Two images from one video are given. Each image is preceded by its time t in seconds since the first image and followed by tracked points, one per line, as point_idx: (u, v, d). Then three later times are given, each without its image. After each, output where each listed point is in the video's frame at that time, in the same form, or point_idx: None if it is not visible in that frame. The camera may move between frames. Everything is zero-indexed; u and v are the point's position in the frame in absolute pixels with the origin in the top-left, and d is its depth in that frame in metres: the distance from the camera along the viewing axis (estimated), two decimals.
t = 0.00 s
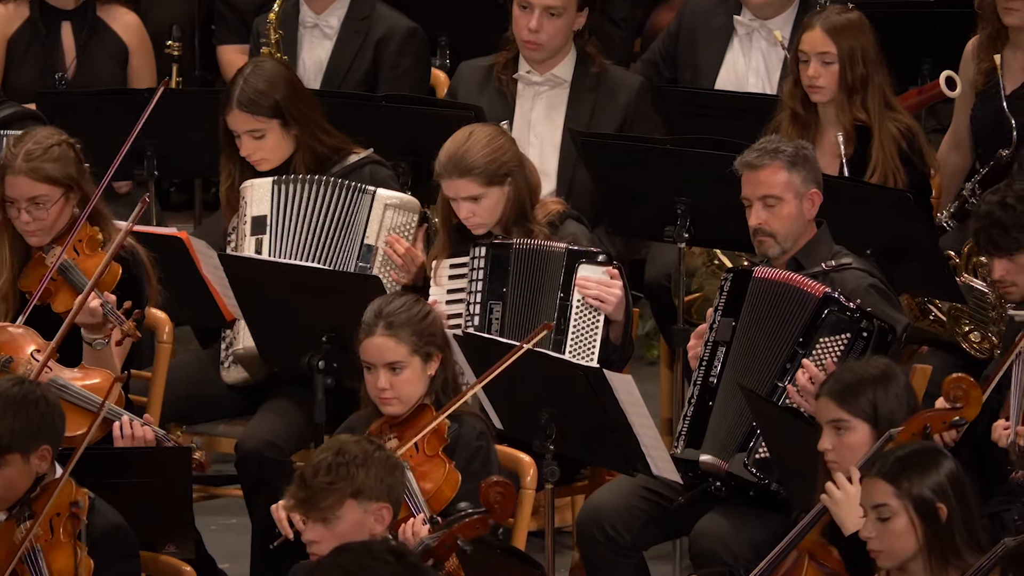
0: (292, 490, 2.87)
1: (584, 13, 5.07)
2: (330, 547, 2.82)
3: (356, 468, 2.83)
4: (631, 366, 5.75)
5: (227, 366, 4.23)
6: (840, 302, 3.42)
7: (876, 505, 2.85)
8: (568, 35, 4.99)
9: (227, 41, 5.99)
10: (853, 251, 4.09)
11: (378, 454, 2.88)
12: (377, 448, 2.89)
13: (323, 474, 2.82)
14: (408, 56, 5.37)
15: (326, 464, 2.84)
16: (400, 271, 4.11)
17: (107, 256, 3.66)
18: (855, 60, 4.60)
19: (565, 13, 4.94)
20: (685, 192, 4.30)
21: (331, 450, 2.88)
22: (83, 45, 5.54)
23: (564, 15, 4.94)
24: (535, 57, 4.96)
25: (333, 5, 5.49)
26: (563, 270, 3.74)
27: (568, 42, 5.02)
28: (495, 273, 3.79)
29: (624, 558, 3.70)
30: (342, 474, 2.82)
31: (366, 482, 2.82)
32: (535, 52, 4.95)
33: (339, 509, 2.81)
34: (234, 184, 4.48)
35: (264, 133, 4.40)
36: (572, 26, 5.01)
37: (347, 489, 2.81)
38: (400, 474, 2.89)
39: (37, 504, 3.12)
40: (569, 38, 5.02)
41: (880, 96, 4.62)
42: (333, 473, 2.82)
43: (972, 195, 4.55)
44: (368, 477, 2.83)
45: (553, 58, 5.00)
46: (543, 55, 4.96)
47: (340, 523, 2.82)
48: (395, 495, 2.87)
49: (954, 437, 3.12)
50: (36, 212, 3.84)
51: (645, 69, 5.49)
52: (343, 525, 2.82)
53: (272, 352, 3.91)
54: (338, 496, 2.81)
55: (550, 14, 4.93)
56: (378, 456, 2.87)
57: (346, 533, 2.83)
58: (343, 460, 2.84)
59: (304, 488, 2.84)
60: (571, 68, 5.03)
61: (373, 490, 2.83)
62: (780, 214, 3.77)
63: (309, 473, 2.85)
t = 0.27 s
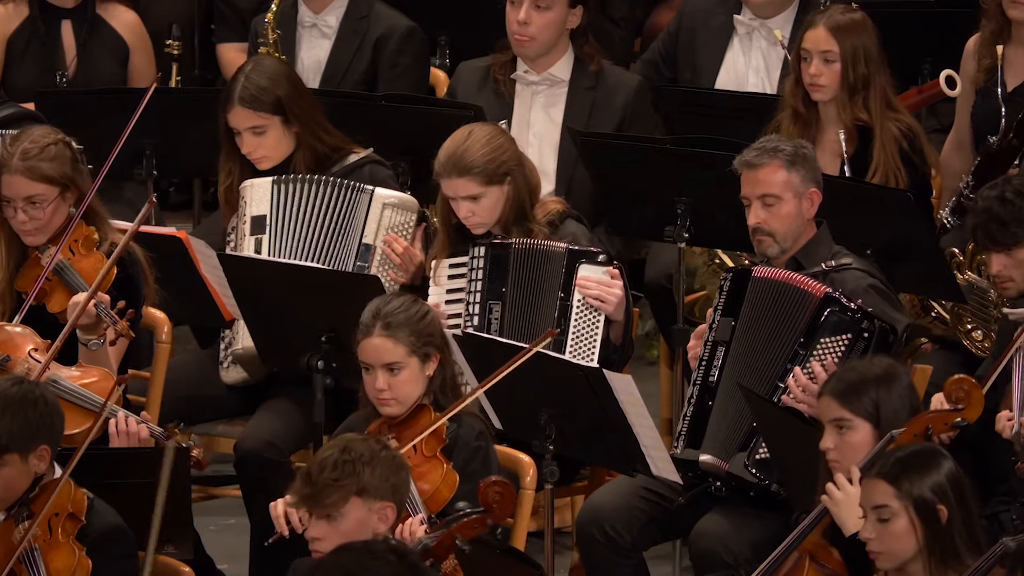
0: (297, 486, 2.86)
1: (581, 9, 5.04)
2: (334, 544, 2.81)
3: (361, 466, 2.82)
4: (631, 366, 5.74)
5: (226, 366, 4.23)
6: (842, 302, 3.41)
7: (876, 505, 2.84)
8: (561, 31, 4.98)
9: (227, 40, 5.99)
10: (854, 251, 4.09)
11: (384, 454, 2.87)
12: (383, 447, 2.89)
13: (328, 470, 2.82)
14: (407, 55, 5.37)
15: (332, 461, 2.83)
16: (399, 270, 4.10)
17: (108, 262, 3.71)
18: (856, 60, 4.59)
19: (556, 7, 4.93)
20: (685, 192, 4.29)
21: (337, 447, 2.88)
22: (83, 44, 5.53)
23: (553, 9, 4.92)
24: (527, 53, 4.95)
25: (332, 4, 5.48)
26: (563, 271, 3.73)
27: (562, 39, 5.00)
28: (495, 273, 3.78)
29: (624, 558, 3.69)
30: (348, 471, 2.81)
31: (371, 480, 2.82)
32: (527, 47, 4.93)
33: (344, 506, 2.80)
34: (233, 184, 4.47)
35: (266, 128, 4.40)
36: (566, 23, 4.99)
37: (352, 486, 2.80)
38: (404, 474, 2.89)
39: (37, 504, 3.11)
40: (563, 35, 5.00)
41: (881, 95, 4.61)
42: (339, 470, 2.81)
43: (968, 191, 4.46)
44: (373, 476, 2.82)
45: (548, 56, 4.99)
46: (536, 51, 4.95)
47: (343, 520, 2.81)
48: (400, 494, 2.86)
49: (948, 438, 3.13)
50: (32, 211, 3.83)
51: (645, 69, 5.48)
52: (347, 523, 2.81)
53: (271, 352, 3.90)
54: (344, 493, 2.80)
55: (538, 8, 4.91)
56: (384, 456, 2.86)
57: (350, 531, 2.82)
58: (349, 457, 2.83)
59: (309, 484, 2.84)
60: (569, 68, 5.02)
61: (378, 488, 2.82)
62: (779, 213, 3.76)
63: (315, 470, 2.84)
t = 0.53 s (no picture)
0: (304, 482, 2.84)
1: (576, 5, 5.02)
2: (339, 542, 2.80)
3: (370, 464, 2.82)
4: (631, 367, 5.73)
5: (225, 366, 4.22)
6: (843, 303, 3.40)
7: (879, 501, 2.85)
8: (556, 28, 4.97)
9: (227, 39, 5.98)
10: (854, 250, 4.08)
11: (391, 454, 2.87)
12: (389, 448, 2.88)
13: (337, 468, 2.80)
14: (407, 55, 5.36)
15: (341, 459, 2.82)
16: (397, 269, 4.09)
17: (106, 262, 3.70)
18: (857, 59, 4.59)
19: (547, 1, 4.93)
20: (685, 191, 4.28)
21: (344, 447, 2.87)
22: (83, 44, 5.52)
23: (545, 5, 4.93)
24: (523, 51, 4.95)
25: (331, 3, 5.47)
26: (564, 271, 3.73)
27: (558, 37, 5.00)
28: (495, 273, 3.77)
29: (624, 558, 3.69)
30: (357, 470, 2.80)
31: (379, 480, 2.81)
32: (524, 46, 4.93)
33: (351, 505, 2.80)
34: (233, 184, 4.46)
35: (270, 122, 4.40)
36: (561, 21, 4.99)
37: (360, 484, 2.79)
38: (411, 475, 2.89)
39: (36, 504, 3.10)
40: (559, 33, 4.99)
41: (881, 94, 4.60)
42: (347, 468, 2.80)
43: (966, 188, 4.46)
44: (382, 475, 2.82)
45: (545, 55, 4.99)
46: (532, 49, 4.94)
47: (350, 519, 2.80)
48: (405, 494, 2.86)
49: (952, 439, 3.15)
50: (30, 212, 3.82)
51: (645, 68, 5.48)
52: (353, 522, 2.80)
53: (271, 351, 3.90)
54: (352, 490, 2.79)
55: (529, 6, 4.92)
56: (391, 456, 2.86)
57: (355, 530, 2.81)
58: (357, 456, 2.83)
59: (317, 481, 2.81)
60: (568, 67, 5.02)
61: (385, 488, 2.82)
62: (778, 212, 3.76)
63: (322, 467, 2.82)
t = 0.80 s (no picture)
0: (308, 479, 2.84)
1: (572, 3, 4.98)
2: (340, 541, 2.80)
3: (374, 464, 2.82)
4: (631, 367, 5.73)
5: (224, 366, 4.22)
6: (847, 305, 3.39)
7: (880, 501, 2.87)
8: (553, 28, 4.96)
9: (226, 38, 5.98)
10: (854, 250, 4.08)
11: (395, 455, 2.87)
12: (394, 449, 2.88)
13: (341, 467, 2.80)
14: (406, 54, 5.35)
15: (344, 458, 2.82)
16: (395, 269, 4.09)
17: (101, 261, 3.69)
18: (856, 59, 4.58)
19: (541, 3, 4.92)
20: (685, 191, 4.28)
21: (346, 445, 2.86)
22: (83, 43, 5.52)
23: (539, 6, 4.92)
24: (522, 56, 4.95)
25: (330, 3, 5.47)
26: (565, 272, 3.71)
27: (556, 36, 4.99)
28: (495, 274, 3.76)
29: (624, 559, 3.68)
30: (360, 469, 2.80)
31: (382, 479, 2.81)
32: (520, 51, 4.94)
33: (354, 503, 2.79)
34: (232, 184, 4.46)
35: (272, 118, 4.41)
36: (557, 19, 4.97)
37: (363, 484, 2.79)
38: (413, 475, 2.89)
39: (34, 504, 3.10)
40: (557, 32, 4.98)
41: (881, 94, 4.60)
42: (351, 467, 2.80)
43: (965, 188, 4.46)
44: (384, 475, 2.82)
45: (544, 57, 4.99)
46: (530, 54, 4.94)
47: (351, 518, 2.79)
48: (408, 495, 2.86)
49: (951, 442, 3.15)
50: (24, 214, 3.81)
51: (644, 68, 5.47)
52: (355, 521, 2.80)
53: (270, 351, 3.89)
54: (355, 489, 2.78)
55: (523, 8, 4.92)
56: (395, 457, 2.86)
57: (357, 529, 2.81)
58: (362, 455, 2.83)
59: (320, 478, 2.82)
60: (567, 68, 5.02)
61: (387, 488, 2.82)
62: (780, 213, 3.75)
63: (327, 466, 2.82)
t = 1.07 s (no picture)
0: (311, 472, 2.84)
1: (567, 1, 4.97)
2: (339, 536, 2.79)
3: (378, 463, 2.81)
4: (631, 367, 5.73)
5: (224, 367, 4.22)
6: (849, 308, 3.39)
7: (894, 499, 2.92)
8: (549, 27, 4.95)
9: (226, 39, 5.97)
10: (855, 250, 4.07)
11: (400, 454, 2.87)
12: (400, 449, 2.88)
13: (345, 461, 2.80)
14: (406, 54, 5.35)
15: (350, 454, 2.81)
16: (394, 268, 4.08)
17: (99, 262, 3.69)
18: (855, 59, 4.58)
19: (533, 3, 4.91)
20: (685, 191, 4.27)
21: (352, 443, 2.86)
22: (82, 43, 5.51)
23: (533, 5, 4.91)
24: (518, 57, 4.95)
25: (330, 3, 5.46)
26: (569, 272, 3.72)
27: (552, 34, 4.98)
28: (497, 274, 3.76)
29: (624, 560, 3.68)
30: (365, 464, 2.80)
31: (385, 478, 2.80)
32: (516, 50, 4.93)
33: (355, 499, 2.78)
34: (232, 184, 4.46)
35: (274, 115, 4.42)
36: (552, 18, 4.95)
37: (366, 480, 2.78)
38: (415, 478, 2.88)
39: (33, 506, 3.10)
40: (552, 31, 4.97)
41: (881, 94, 4.59)
42: (355, 462, 2.80)
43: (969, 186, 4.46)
44: (388, 475, 2.81)
45: (541, 56, 4.99)
46: (526, 53, 4.94)
47: (352, 513, 2.79)
48: (408, 496, 2.85)
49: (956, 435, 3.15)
50: (21, 214, 3.81)
51: (645, 68, 5.47)
52: (356, 517, 2.79)
53: (269, 352, 3.89)
54: (358, 484, 2.77)
55: (517, 8, 4.91)
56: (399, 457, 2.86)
57: (358, 526, 2.80)
58: (367, 452, 2.82)
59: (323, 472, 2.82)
60: (566, 69, 5.01)
61: (389, 488, 2.81)
62: (779, 214, 3.75)
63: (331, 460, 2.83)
